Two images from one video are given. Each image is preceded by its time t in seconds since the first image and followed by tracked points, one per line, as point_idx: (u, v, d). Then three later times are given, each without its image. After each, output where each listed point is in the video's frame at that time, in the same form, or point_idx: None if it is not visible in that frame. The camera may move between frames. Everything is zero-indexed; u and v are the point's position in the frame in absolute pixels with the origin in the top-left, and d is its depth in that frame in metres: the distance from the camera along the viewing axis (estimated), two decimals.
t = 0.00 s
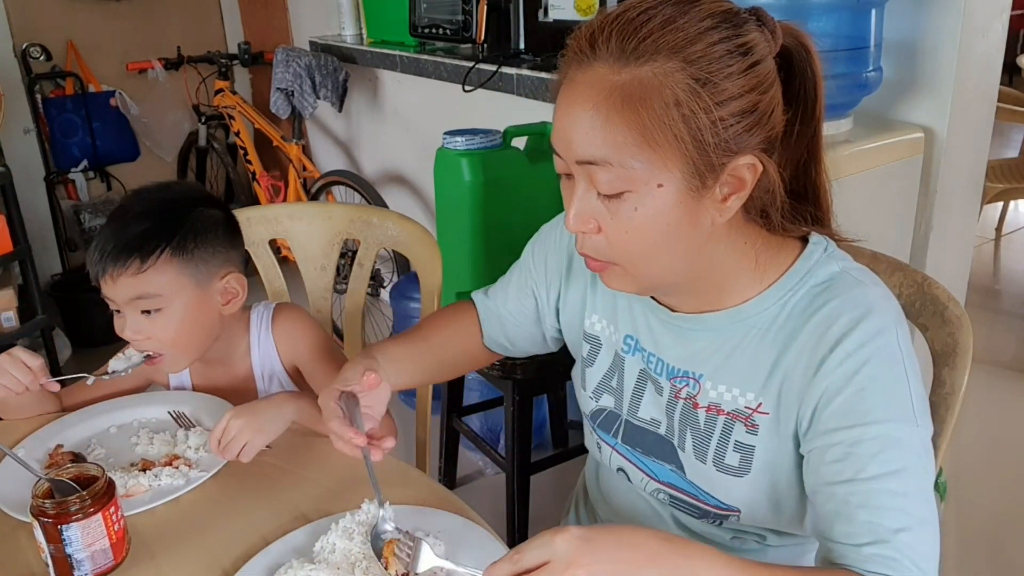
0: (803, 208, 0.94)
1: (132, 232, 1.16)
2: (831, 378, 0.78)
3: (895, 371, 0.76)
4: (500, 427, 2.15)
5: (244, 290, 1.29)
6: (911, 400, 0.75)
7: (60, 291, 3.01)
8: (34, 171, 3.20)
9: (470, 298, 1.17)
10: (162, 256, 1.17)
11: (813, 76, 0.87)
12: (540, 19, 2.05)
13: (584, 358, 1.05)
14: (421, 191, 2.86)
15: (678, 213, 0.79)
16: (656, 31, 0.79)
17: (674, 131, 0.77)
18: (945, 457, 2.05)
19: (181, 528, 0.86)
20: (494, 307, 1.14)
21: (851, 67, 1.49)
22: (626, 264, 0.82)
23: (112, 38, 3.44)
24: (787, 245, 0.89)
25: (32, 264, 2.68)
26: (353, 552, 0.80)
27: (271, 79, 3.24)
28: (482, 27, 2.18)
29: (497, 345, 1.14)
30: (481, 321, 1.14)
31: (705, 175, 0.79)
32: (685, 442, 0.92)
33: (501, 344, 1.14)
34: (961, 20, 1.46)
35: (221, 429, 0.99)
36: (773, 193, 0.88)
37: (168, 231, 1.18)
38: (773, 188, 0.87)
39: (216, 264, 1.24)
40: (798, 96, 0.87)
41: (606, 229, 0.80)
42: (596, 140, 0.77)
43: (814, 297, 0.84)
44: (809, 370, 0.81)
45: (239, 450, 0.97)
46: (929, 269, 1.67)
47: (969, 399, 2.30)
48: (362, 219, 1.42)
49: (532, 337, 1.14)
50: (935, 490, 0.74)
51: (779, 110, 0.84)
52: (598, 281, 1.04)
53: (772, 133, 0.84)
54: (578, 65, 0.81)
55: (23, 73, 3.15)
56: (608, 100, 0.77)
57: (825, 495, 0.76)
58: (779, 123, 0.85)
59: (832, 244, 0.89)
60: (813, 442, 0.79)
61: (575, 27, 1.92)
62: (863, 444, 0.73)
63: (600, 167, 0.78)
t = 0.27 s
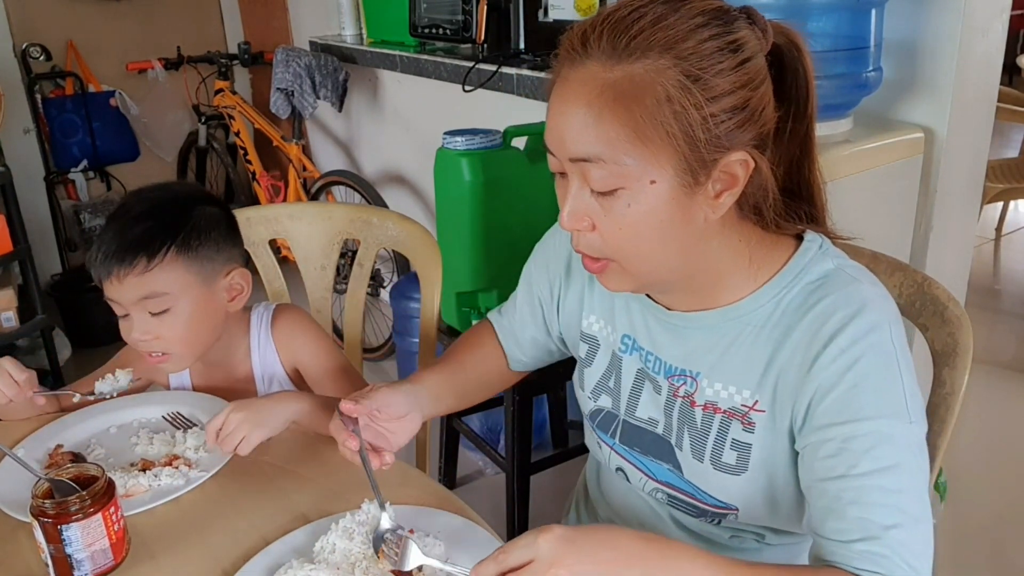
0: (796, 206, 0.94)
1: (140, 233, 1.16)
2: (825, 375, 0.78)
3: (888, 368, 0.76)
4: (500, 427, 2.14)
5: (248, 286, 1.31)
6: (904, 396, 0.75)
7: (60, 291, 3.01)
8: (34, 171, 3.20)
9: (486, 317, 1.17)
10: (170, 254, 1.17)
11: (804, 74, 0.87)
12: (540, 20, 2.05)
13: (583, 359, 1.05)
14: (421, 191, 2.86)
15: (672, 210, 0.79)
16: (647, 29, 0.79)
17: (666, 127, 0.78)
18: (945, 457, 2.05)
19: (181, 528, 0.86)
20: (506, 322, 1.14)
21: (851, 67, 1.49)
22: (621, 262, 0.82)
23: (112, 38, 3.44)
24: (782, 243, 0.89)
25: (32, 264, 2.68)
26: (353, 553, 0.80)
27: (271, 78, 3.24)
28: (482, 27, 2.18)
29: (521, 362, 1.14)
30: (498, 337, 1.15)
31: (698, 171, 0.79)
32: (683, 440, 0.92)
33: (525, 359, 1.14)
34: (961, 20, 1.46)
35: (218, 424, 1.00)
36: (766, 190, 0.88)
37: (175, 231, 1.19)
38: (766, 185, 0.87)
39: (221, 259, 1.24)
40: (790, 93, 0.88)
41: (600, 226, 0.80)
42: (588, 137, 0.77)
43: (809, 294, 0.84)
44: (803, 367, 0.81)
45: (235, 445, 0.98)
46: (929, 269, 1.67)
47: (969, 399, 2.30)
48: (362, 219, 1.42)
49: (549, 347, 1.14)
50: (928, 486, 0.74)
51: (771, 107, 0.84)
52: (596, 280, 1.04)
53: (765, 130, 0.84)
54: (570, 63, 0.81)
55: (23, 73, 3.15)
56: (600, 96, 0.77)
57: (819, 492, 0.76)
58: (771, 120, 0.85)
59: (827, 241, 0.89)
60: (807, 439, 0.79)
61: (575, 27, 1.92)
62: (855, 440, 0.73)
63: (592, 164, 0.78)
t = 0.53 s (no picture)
0: (797, 204, 0.94)
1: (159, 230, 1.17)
2: (826, 372, 0.78)
3: (889, 364, 0.76)
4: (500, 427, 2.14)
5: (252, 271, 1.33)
6: (905, 392, 0.75)
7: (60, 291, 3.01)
8: (34, 171, 3.20)
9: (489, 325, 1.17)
10: (188, 244, 1.19)
11: (804, 72, 0.87)
12: (540, 20, 2.05)
13: (583, 359, 1.05)
14: (421, 191, 2.86)
15: (673, 207, 0.79)
16: (648, 26, 0.79)
17: (667, 124, 0.78)
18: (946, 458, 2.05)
19: (181, 528, 0.86)
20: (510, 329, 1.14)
21: (851, 67, 1.49)
22: (623, 260, 0.82)
23: (111, 38, 3.44)
24: (782, 241, 0.89)
25: (32, 264, 2.68)
26: (353, 553, 0.80)
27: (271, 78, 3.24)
28: (482, 27, 2.18)
29: (527, 368, 1.14)
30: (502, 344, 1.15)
31: (700, 168, 0.79)
32: (683, 439, 0.92)
33: (531, 366, 1.14)
34: (961, 20, 1.46)
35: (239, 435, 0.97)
36: (767, 188, 0.87)
37: (188, 223, 1.20)
38: (766, 183, 0.87)
39: (228, 255, 1.25)
40: (790, 91, 0.88)
41: (602, 224, 0.80)
42: (590, 134, 0.77)
43: (810, 292, 0.84)
44: (804, 364, 0.81)
45: (257, 455, 0.96)
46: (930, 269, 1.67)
47: (970, 399, 2.30)
48: (362, 219, 1.42)
49: (554, 351, 1.13)
50: (930, 483, 0.74)
51: (772, 104, 0.84)
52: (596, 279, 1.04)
53: (765, 127, 0.84)
54: (571, 61, 0.81)
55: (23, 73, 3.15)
56: (602, 93, 0.77)
57: (820, 490, 0.76)
58: (772, 117, 0.85)
59: (827, 239, 0.89)
60: (809, 436, 0.79)
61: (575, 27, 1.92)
62: (857, 437, 0.73)
63: (595, 161, 0.78)
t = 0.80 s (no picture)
0: (800, 204, 0.94)
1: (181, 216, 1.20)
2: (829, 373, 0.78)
3: (892, 364, 0.76)
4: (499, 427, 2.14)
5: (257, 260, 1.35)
6: (908, 392, 0.75)
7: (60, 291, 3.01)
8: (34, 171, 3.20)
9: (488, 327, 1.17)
10: (209, 229, 1.23)
11: (808, 72, 0.87)
12: (540, 20, 2.05)
13: (584, 359, 1.05)
14: (421, 191, 2.86)
15: (677, 207, 0.79)
16: (654, 26, 0.79)
17: (672, 124, 0.78)
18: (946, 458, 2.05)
19: (181, 528, 0.86)
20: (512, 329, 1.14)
21: (851, 67, 1.49)
22: (626, 260, 0.82)
23: (111, 38, 3.44)
24: (785, 241, 0.89)
25: (32, 264, 2.68)
26: (353, 553, 0.80)
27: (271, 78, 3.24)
28: (482, 27, 2.18)
29: (528, 369, 1.14)
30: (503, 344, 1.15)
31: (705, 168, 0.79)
32: (685, 439, 0.92)
33: (531, 367, 1.14)
34: (961, 20, 1.46)
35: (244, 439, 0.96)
36: (771, 188, 0.87)
37: (205, 210, 1.24)
38: (770, 183, 0.86)
39: (237, 248, 1.28)
40: (794, 91, 0.88)
41: (606, 223, 0.80)
42: (596, 134, 0.77)
43: (812, 292, 0.84)
44: (807, 364, 0.81)
45: (266, 461, 0.95)
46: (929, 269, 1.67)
47: (969, 400, 2.29)
48: (362, 219, 1.42)
49: (555, 352, 1.14)
50: (931, 482, 0.74)
51: (776, 105, 0.84)
52: (598, 279, 1.04)
53: (770, 127, 0.84)
54: (577, 60, 0.82)
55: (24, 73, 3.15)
56: (608, 93, 0.77)
57: (822, 489, 0.76)
58: (776, 117, 0.85)
59: (829, 239, 0.89)
60: (812, 436, 0.79)
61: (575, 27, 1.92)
62: (860, 436, 0.73)
63: (600, 160, 0.78)
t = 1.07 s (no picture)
0: (800, 205, 0.94)
1: (193, 207, 1.22)
2: (829, 374, 0.78)
3: (893, 366, 0.76)
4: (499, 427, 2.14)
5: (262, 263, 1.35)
6: (908, 395, 0.75)
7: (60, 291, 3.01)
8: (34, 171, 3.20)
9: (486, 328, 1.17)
10: (218, 224, 1.24)
11: (809, 72, 0.87)
12: (540, 20, 2.05)
13: (584, 360, 1.05)
14: (421, 191, 2.86)
15: (679, 206, 0.79)
16: (657, 25, 0.79)
17: (675, 122, 0.78)
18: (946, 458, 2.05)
19: (182, 528, 0.86)
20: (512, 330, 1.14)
21: (851, 67, 1.48)
22: (627, 259, 0.82)
23: (111, 38, 3.44)
24: (785, 243, 0.89)
25: (32, 264, 2.68)
26: (353, 553, 0.80)
27: (271, 78, 3.24)
28: (482, 28, 2.19)
29: (527, 371, 1.14)
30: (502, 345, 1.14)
31: (706, 168, 0.79)
32: (685, 440, 0.92)
33: (531, 369, 1.14)
34: (961, 21, 1.46)
35: (257, 437, 0.97)
36: (771, 188, 0.87)
37: (215, 202, 1.25)
38: (771, 183, 0.86)
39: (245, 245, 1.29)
40: (795, 92, 0.88)
41: (606, 222, 0.80)
42: (597, 131, 0.77)
43: (812, 294, 0.84)
44: (808, 365, 0.81)
45: (279, 458, 0.95)
46: (930, 269, 1.67)
47: (969, 400, 2.29)
48: (363, 219, 1.42)
49: (555, 353, 1.13)
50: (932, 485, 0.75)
51: (777, 105, 0.84)
52: (597, 280, 1.04)
53: (771, 127, 0.84)
54: (580, 58, 0.82)
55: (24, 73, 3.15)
56: (610, 91, 0.77)
57: (822, 491, 0.76)
58: (777, 118, 0.85)
59: (829, 241, 0.89)
60: (812, 438, 0.79)
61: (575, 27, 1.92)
62: (861, 439, 0.73)
63: (601, 158, 0.78)
